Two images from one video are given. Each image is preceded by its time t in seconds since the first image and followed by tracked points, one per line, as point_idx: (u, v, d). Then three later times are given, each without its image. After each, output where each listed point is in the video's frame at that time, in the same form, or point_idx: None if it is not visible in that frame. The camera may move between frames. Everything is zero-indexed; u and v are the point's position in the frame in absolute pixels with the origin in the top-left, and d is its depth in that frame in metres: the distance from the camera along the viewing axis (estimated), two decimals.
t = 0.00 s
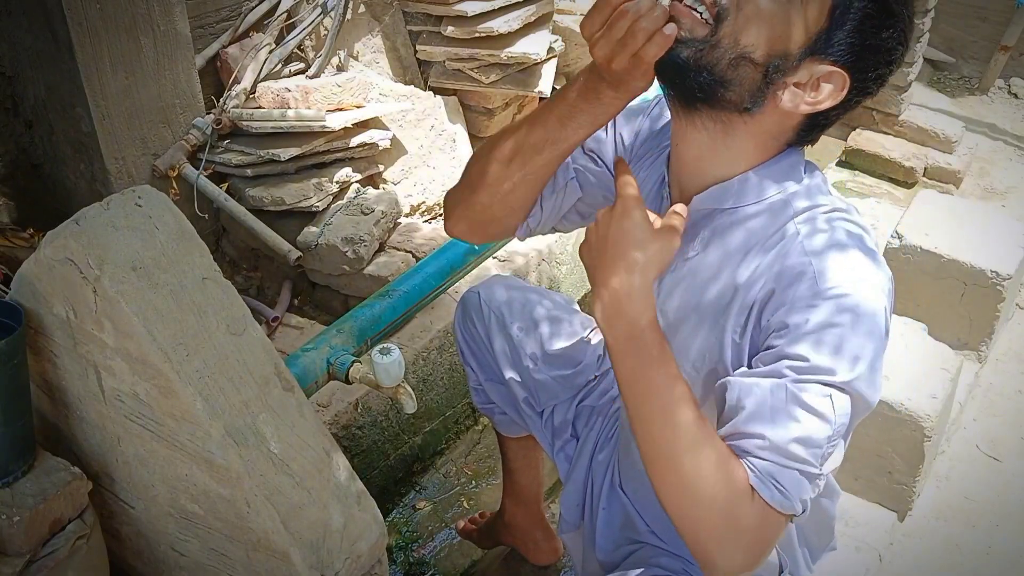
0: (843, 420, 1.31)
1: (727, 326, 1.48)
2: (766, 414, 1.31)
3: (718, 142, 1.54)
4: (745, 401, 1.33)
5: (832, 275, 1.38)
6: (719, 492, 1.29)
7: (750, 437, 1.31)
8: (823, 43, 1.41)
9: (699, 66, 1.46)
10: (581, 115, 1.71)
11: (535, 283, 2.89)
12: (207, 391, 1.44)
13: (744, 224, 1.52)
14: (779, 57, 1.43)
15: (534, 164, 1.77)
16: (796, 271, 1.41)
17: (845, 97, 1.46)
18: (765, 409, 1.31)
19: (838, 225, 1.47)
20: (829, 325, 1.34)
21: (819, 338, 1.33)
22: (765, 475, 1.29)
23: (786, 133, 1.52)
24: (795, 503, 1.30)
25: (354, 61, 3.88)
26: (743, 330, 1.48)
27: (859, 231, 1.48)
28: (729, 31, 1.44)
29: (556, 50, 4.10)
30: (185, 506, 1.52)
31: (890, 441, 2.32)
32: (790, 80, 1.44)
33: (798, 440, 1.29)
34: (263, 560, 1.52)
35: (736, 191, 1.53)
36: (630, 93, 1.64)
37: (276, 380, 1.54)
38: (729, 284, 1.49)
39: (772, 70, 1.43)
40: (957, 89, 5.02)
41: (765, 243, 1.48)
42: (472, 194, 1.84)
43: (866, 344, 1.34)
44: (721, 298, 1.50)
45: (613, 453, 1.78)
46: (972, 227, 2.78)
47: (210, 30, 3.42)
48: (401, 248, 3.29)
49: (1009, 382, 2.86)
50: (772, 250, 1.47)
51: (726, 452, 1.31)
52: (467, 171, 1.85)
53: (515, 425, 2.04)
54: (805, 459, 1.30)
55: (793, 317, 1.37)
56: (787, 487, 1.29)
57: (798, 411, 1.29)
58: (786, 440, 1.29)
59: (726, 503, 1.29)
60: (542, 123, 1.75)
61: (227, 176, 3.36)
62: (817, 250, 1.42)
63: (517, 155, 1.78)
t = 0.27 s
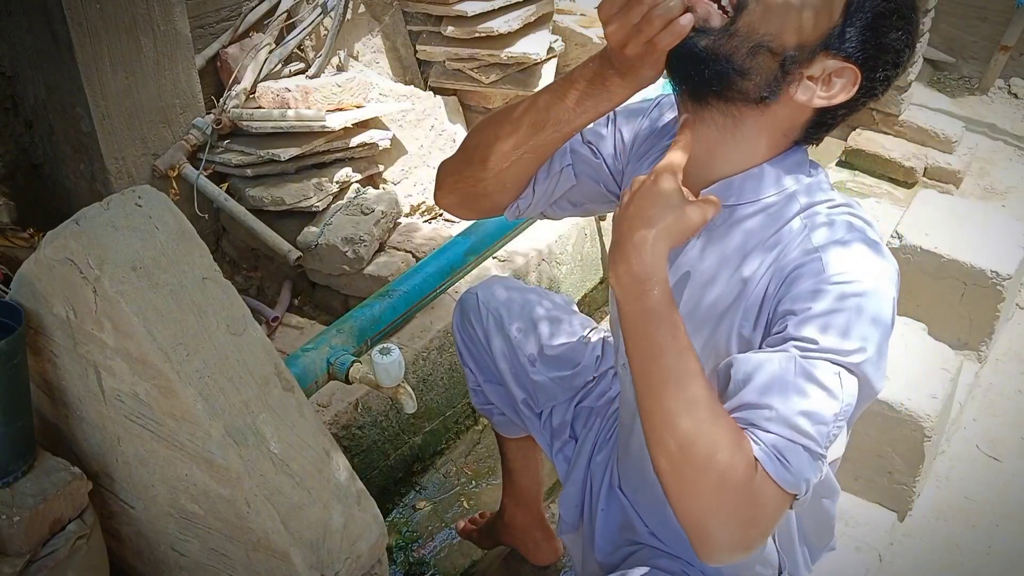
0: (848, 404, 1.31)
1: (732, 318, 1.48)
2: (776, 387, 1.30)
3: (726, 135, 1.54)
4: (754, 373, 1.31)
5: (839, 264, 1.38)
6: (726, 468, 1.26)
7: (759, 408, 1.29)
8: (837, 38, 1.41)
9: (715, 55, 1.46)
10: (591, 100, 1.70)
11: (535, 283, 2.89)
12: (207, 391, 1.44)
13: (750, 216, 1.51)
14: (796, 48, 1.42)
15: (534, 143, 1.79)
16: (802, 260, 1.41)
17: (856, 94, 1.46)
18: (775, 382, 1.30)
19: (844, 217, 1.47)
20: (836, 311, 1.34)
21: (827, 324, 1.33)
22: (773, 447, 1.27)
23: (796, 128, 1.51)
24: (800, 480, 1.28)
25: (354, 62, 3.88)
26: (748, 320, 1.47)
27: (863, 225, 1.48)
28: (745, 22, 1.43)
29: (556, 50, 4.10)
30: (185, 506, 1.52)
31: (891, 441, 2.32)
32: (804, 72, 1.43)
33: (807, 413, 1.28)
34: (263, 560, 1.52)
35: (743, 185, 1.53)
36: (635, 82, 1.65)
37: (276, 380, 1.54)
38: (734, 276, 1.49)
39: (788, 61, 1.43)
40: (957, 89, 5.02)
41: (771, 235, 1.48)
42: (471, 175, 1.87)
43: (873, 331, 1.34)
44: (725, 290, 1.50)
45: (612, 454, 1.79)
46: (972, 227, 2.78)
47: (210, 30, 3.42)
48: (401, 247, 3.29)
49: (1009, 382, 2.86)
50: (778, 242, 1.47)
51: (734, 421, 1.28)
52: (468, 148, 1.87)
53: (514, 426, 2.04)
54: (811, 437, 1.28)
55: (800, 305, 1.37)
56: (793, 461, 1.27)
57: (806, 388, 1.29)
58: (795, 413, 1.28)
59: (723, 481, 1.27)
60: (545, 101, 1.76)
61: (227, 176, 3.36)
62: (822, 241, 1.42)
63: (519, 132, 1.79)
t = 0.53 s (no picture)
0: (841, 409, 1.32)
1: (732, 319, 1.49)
2: (764, 396, 1.31)
3: (731, 135, 1.54)
4: (744, 380, 1.33)
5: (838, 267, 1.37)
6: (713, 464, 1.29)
7: (746, 416, 1.31)
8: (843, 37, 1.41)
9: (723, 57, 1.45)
10: (594, 102, 1.70)
11: (535, 283, 2.89)
12: (207, 391, 1.44)
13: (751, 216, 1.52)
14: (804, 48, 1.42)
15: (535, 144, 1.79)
16: (801, 263, 1.41)
17: (861, 93, 1.46)
18: (764, 392, 1.31)
19: (847, 219, 1.46)
20: (833, 315, 1.33)
21: (822, 328, 1.33)
22: (758, 457, 1.30)
23: (801, 128, 1.52)
24: (785, 488, 1.30)
25: (354, 61, 3.88)
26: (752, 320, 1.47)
27: (867, 225, 1.47)
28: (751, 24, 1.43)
29: (556, 50, 4.11)
30: (185, 506, 1.52)
31: (891, 441, 2.32)
32: (811, 72, 1.43)
33: (793, 424, 1.29)
34: (263, 560, 1.52)
35: (745, 185, 1.53)
36: (641, 84, 1.63)
37: (277, 380, 1.54)
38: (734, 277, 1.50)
39: (795, 62, 1.42)
40: (957, 89, 5.02)
41: (773, 237, 1.48)
42: (474, 184, 1.88)
43: (869, 336, 1.33)
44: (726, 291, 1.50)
45: (612, 454, 1.78)
46: (972, 227, 2.78)
47: (210, 30, 3.42)
48: (401, 248, 3.29)
49: (1009, 382, 2.85)
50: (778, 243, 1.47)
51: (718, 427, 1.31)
52: (469, 153, 1.87)
53: (514, 426, 2.04)
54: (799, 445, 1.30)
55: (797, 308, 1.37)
56: (778, 470, 1.29)
57: (796, 396, 1.30)
58: (781, 423, 1.29)
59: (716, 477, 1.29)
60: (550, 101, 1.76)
61: (227, 176, 3.36)
62: (822, 243, 1.42)
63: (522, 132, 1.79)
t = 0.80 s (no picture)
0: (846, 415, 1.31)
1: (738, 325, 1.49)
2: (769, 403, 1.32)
3: (736, 142, 1.54)
4: (748, 388, 1.34)
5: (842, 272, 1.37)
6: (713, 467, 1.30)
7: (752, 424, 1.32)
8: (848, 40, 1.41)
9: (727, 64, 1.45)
10: (594, 111, 1.70)
11: (535, 283, 2.89)
12: (207, 391, 1.44)
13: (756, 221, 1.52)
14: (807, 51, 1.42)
15: (537, 152, 1.78)
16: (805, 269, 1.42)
17: (866, 97, 1.45)
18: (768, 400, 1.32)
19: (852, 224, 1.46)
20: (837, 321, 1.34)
21: (826, 334, 1.33)
22: (764, 464, 1.30)
23: (806, 131, 1.52)
24: (792, 495, 1.30)
25: (354, 61, 3.88)
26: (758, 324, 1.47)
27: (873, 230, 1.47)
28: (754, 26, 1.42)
29: (556, 50, 4.11)
30: (185, 506, 1.52)
31: (891, 441, 2.32)
32: (815, 75, 1.43)
33: (798, 431, 1.29)
34: (263, 560, 1.52)
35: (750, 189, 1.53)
36: (641, 92, 1.62)
37: (277, 380, 1.54)
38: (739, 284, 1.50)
39: (797, 66, 1.42)
40: (958, 89, 5.02)
41: (779, 243, 1.48)
42: (478, 192, 1.87)
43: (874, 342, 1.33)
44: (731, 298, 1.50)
45: (613, 454, 1.79)
46: (972, 227, 2.78)
47: (210, 30, 3.42)
48: (401, 248, 3.29)
49: (1009, 382, 2.85)
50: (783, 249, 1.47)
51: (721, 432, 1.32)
52: (474, 170, 1.87)
53: (514, 426, 2.04)
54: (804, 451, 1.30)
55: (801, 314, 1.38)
56: (784, 477, 1.29)
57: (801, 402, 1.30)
58: (787, 430, 1.30)
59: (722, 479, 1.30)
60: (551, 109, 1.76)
61: (227, 176, 3.36)
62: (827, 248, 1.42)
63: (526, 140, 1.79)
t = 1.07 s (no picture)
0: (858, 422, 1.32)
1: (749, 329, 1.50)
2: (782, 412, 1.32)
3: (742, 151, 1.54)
4: (765, 399, 1.34)
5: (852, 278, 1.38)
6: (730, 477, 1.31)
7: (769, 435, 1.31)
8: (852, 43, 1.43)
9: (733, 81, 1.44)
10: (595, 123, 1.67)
11: (535, 283, 2.89)
12: (207, 391, 1.44)
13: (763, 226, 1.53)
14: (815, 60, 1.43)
15: (539, 161, 1.77)
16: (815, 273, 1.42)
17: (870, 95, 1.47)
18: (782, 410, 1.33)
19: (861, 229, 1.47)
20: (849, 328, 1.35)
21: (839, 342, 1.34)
22: (784, 474, 1.30)
23: (811, 135, 1.52)
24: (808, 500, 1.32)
25: (354, 61, 3.88)
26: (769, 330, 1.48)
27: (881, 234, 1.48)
28: (757, 36, 1.42)
29: (556, 50, 4.11)
30: (185, 506, 1.52)
31: (891, 441, 2.32)
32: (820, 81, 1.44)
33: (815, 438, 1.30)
34: (263, 560, 1.52)
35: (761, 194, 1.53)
36: (644, 104, 1.59)
37: (277, 380, 1.54)
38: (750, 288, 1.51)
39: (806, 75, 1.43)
40: (957, 89, 5.02)
41: (789, 248, 1.49)
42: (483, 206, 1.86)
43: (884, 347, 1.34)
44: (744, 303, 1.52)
45: (613, 454, 1.79)
46: (972, 227, 2.78)
47: (210, 30, 3.42)
48: (401, 248, 3.29)
49: (1009, 382, 2.85)
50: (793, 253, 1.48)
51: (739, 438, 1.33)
52: (473, 183, 1.86)
53: (514, 426, 2.04)
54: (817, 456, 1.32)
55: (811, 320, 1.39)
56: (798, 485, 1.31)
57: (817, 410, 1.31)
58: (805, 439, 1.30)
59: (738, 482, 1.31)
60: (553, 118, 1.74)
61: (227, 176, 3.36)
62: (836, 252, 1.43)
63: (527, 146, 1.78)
